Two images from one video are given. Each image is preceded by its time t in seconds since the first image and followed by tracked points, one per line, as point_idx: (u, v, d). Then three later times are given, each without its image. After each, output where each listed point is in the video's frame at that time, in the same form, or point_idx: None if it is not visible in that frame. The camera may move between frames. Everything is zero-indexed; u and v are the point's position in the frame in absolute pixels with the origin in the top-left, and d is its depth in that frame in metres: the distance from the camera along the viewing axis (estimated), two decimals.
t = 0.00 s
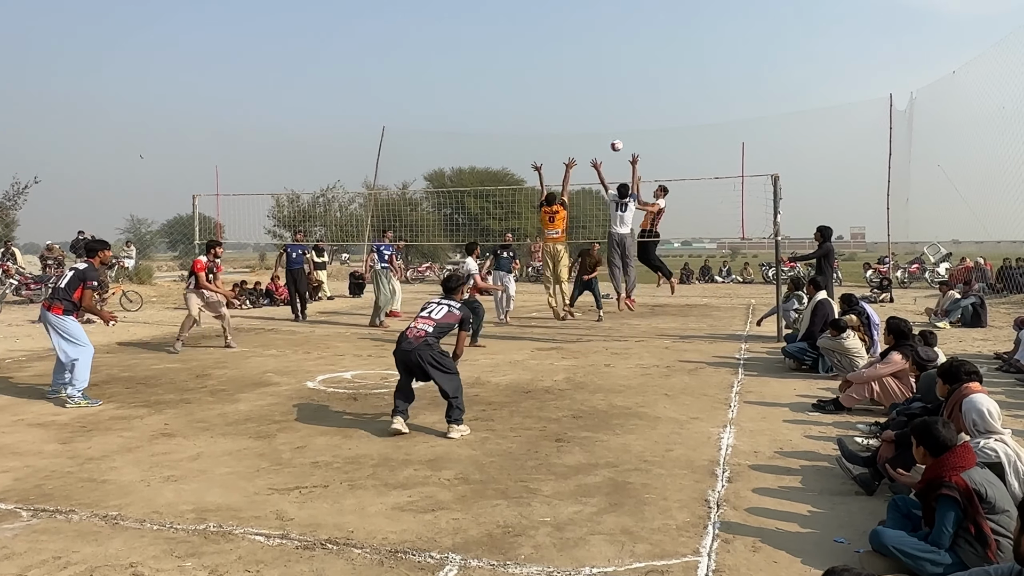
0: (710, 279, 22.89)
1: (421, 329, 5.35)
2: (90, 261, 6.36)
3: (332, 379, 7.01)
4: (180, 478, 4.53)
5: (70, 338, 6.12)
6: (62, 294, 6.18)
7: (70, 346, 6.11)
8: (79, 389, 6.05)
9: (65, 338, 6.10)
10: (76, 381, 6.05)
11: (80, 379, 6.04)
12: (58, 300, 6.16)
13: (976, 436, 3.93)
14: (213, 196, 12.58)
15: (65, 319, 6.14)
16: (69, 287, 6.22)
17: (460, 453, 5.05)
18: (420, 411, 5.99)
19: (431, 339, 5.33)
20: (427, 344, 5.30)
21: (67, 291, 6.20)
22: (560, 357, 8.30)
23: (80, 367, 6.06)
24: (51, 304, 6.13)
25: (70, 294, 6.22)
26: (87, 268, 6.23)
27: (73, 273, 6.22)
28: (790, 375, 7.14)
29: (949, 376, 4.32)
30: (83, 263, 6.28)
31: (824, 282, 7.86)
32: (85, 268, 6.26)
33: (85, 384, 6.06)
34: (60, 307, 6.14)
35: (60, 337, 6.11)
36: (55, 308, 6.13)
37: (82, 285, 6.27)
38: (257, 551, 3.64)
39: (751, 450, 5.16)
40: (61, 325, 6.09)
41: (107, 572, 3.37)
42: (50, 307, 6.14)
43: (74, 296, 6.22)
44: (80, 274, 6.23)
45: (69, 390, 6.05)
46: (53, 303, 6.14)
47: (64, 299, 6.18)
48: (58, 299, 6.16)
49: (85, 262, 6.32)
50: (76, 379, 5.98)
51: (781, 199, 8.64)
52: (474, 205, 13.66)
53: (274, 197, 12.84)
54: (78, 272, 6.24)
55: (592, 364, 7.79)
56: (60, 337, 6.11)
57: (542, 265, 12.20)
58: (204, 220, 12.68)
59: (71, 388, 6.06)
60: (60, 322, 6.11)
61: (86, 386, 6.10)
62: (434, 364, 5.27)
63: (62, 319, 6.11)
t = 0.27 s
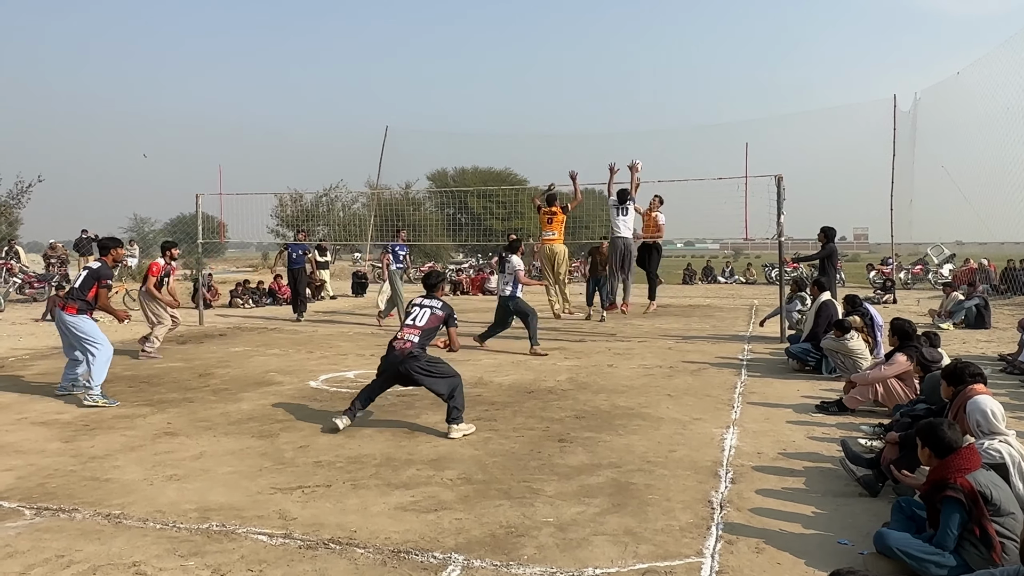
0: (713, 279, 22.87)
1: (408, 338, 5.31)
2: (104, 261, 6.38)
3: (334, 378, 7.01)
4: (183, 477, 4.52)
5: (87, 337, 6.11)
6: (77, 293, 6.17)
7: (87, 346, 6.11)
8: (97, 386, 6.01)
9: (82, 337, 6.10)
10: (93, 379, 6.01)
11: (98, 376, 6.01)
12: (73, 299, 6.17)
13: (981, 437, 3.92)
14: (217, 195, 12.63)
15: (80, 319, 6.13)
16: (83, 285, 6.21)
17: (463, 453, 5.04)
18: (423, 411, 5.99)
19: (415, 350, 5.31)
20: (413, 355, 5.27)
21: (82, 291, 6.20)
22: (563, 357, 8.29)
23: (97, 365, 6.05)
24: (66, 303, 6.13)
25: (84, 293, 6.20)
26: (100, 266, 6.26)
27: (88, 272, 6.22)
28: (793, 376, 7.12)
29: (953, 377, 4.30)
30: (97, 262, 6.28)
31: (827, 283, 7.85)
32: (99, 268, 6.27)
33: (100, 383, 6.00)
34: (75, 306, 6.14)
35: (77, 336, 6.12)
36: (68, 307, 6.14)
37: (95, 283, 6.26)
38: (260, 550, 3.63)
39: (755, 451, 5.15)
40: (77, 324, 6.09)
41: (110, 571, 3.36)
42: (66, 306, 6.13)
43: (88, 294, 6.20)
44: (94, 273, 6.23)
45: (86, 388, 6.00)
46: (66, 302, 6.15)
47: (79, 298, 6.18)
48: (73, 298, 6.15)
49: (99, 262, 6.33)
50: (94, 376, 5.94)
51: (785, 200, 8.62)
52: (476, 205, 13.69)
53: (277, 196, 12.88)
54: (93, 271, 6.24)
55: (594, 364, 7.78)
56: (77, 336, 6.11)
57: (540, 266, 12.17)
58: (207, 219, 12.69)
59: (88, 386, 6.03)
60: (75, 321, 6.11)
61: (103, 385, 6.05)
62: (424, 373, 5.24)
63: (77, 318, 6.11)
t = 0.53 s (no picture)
0: (717, 279, 22.84)
1: (425, 334, 5.30)
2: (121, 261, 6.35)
3: (338, 377, 7.02)
4: (187, 475, 4.53)
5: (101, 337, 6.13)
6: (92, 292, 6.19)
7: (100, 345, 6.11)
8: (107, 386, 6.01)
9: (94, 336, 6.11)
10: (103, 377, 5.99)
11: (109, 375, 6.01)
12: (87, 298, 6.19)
13: (986, 438, 3.90)
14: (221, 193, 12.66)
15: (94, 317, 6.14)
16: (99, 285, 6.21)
17: (467, 452, 5.04)
18: (427, 409, 5.99)
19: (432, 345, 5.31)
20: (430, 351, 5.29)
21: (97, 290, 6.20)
22: (567, 356, 8.29)
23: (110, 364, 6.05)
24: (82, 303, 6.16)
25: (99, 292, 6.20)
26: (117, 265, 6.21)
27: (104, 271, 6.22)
28: (798, 376, 7.11)
29: (959, 377, 4.29)
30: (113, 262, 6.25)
31: (832, 283, 7.84)
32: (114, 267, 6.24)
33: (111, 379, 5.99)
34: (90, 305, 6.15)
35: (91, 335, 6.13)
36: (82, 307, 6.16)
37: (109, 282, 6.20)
38: (264, 548, 3.64)
39: (759, 450, 5.14)
40: (93, 324, 6.11)
41: (115, 568, 3.37)
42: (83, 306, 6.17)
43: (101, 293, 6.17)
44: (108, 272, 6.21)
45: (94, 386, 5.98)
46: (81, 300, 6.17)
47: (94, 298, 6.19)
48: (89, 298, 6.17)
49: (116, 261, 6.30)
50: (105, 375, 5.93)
51: (789, 199, 8.62)
52: (480, 204, 13.71)
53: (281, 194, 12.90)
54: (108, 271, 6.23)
55: (598, 363, 7.77)
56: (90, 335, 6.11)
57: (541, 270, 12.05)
58: (211, 217, 12.72)
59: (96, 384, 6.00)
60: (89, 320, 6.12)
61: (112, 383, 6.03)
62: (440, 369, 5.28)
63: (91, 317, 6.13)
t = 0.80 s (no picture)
0: (721, 278, 22.81)
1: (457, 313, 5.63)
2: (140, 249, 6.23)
3: (343, 375, 7.02)
4: (192, 472, 4.53)
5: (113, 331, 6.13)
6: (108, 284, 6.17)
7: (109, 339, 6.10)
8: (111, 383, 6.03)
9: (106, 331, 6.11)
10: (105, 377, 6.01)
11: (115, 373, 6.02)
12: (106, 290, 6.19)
13: (993, 439, 3.88)
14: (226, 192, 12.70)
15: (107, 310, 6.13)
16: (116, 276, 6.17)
17: (472, 450, 5.04)
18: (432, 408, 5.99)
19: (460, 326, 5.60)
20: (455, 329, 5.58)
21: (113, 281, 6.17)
22: (571, 355, 8.29)
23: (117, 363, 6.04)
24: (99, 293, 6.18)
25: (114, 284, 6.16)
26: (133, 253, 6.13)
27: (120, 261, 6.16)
28: (803, 376, 7.10)
29: (965, 378, 4.27)
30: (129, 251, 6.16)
31: (839, 283, 7.82)
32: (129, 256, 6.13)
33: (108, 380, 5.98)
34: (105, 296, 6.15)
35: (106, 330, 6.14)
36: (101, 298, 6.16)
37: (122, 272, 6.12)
38: (269, 545, 3.64)
39: (764, 450, 5.13)
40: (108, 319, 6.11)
41: (120, 565, 3.37)
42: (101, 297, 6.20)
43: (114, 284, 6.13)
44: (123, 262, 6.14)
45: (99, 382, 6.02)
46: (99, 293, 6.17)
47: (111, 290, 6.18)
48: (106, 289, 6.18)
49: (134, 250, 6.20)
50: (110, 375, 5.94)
51: (795, 199, 8.60)
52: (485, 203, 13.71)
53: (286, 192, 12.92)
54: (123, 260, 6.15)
55: (603, 362, 7.76)
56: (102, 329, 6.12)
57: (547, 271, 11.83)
58: (216, 215, 12.74)
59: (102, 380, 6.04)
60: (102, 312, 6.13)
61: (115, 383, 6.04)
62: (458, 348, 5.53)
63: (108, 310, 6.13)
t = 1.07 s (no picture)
0: (726, 278, 22.77)
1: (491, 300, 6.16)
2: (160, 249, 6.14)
3: (347, 373, 7.02)
4: (197, 469, 4.54)
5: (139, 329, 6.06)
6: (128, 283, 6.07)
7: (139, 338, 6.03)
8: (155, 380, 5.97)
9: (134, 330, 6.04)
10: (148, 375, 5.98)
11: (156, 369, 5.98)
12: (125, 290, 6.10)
13: (1000, 440, 3.87)
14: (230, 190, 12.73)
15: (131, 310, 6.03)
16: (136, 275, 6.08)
17: (476, 449, 5.04)
18: (436, 406, 5.99)
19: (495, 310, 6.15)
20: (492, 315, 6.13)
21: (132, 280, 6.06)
22: (576, 354, 8.28)
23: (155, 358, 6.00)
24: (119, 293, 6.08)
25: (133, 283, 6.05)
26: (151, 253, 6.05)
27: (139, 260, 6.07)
28: (808, 375, 7.08)
29: (972, 379, 4.25)
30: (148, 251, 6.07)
31: (846, 284, 7.79)
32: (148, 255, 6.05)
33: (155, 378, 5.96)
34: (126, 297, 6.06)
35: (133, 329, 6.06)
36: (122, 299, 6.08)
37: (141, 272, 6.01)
38: (274, 543, 3.64)
39: (769, 450, 5.12)
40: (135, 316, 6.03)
41: (126, 562, 3.37)
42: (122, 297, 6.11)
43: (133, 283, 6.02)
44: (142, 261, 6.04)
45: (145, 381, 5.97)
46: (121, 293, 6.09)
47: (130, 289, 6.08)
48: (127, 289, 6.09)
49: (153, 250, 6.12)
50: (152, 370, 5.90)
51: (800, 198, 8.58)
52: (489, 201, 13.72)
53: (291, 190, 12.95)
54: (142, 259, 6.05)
55: (607, 361, 7.75)
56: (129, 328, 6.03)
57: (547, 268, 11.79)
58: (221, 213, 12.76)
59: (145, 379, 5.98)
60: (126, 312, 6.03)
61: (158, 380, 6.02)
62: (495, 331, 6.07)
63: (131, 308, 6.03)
